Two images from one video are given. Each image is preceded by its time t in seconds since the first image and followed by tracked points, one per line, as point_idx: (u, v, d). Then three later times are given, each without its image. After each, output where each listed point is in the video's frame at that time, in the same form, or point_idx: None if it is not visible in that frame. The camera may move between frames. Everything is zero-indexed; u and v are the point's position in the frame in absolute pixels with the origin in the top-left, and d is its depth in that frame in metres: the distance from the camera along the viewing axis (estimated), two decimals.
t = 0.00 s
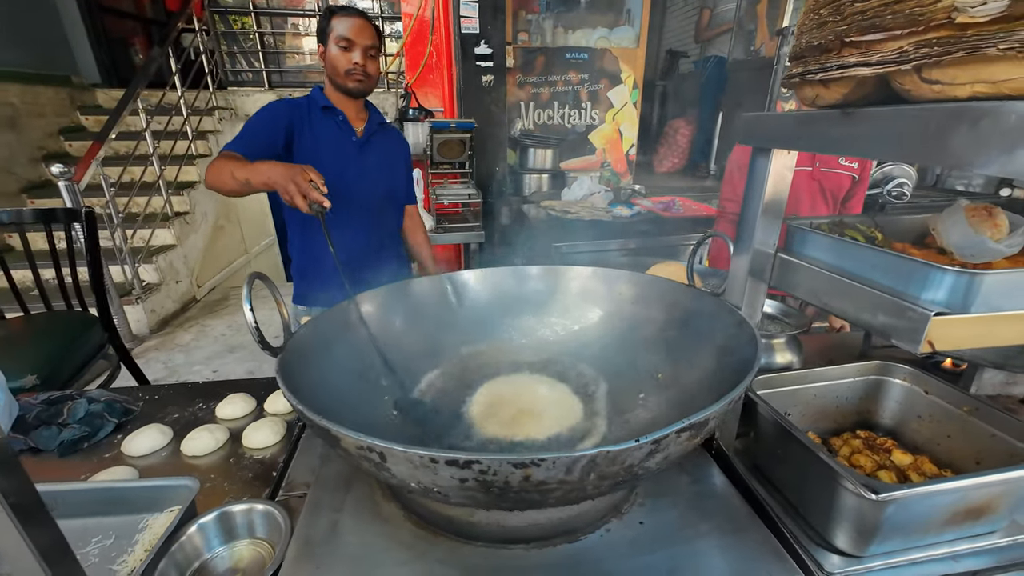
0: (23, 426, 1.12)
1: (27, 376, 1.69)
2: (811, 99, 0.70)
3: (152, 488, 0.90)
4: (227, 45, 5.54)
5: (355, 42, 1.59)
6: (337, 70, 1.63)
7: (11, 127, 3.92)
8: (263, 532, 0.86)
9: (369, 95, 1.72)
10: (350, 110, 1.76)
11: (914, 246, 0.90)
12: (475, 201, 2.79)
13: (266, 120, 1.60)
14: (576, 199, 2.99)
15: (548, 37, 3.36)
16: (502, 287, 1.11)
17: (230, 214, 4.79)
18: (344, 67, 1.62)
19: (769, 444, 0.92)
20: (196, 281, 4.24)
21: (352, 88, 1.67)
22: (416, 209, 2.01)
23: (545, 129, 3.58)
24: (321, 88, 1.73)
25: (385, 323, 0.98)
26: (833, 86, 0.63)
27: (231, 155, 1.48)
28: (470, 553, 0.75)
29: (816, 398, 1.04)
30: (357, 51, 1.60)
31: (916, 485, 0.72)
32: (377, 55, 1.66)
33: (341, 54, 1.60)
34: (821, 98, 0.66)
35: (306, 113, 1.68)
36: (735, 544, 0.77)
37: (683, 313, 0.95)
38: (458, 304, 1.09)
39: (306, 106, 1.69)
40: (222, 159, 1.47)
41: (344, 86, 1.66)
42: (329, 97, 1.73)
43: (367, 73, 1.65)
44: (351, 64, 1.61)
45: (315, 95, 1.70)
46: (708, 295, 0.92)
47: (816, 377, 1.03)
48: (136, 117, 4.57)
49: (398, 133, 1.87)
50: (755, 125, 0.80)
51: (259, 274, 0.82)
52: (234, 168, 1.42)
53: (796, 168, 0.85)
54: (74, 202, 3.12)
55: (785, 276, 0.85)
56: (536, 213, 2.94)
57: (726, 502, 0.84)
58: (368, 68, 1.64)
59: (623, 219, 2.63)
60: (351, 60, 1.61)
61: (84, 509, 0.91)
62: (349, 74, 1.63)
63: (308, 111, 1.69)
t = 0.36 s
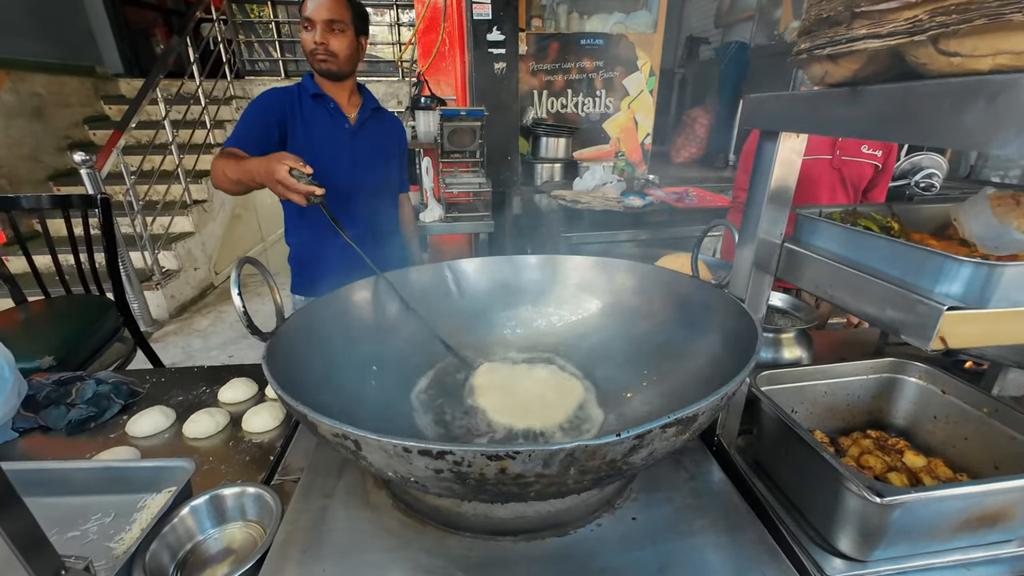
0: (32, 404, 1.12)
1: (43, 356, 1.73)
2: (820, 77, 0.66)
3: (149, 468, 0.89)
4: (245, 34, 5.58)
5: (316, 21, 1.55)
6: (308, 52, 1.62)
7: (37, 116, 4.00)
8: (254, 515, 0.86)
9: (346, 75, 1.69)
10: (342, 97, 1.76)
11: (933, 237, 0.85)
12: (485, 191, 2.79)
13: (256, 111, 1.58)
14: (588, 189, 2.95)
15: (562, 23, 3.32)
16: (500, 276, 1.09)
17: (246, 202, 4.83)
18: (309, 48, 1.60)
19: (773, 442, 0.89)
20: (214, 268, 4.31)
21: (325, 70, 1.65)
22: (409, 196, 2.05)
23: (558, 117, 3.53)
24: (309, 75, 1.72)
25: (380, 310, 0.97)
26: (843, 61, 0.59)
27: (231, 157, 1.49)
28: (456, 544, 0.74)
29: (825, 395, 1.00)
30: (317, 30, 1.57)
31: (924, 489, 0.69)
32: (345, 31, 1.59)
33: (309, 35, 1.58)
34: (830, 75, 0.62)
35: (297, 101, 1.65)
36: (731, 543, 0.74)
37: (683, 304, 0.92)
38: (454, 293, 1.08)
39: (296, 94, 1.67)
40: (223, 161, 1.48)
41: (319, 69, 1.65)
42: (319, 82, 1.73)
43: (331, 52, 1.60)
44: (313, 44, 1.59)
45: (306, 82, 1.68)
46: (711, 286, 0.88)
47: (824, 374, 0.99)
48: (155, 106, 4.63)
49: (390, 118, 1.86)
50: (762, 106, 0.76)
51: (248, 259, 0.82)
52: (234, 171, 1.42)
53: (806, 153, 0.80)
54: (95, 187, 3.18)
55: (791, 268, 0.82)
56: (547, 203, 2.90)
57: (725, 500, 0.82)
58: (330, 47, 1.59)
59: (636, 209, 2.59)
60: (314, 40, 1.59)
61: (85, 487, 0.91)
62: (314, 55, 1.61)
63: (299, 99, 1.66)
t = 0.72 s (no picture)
0: (43, 391, 1.12)
1: (58, 342, 1.74)
2: (859, 63, 0.61)
3: (153, 460, 0.88)
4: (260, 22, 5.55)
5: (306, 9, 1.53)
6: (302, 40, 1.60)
7: (57, 103, 4.03)
8: (258, 509, 0.85)
9: (342, 64, 1.65)
10: (343, 87, 1.72)
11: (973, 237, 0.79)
12: (497, 182, 2.78)
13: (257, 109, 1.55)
14: (602, 181, 2.89)
15: (579, 10, 3.20)
16: (511, 270, 1.07)
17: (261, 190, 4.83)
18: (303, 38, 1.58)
19: (793, 449, 0.85)
20: (228, 256, 4.33)
21: (318, 58, 1.62)
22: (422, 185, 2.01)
23: (573, 107, 3.46)
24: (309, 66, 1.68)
25: (387, 303, 0.96)
26: (889, 44, 0.54)
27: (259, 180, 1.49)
28: (460, 547, 0.72)
29: (849, 401, 0.96)
30: (309, 18, 1.54)
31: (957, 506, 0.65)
32: (334, 12, 1.54)
33: (301, 22, 1.56)
34: (872, 61, 0.58)
35: (298, 94, 1.61)
36: (747, 555, 0.71)
37: (701, 303, 0.89)
38: (463, 286, 1.05)
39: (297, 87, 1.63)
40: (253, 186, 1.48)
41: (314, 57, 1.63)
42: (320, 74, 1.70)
43: (326, 40, 1.57)
44: (307, 33, 1.57)
45: (305, 74, 1.64)
46: (732, 285, 0.84)
47: (849, 378, 0.95)
48: (171, 94, 4.64)
49: (395, 104, 1.82)
50: (794, 93, 0.71)
51: (253, 252, 0.81)
52: (268, 193, 1.42)
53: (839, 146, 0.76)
54: (113, 175, 3.21)
55: (819, 268, 0.78)
56: (560, 194, 2.85)
57: (741, 508, 0.78)
58: (322, 34, 1.56)
59: (651, 203, 2.53)
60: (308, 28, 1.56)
61: (91, 477, 0.90)
62: (310, 45, 1.60)
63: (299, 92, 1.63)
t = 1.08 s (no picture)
0: (44, 389, 1.09)
1: (62, 337, 1.71)
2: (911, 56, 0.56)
3: (157, 464, 0.85)
4: (265, 12, 5.49)
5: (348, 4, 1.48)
6: (333, 35, 1.55)
7: (61, 93, 4.00)
8: (263, 516, 0.82)
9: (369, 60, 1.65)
10: (355, 78, 1.67)
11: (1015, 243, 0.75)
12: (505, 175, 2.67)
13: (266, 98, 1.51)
14: (611, 176, 2.84)
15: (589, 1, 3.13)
16: (523, 270, 1.03)
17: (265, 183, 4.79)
18: (340, 33, 1.53)
19: (816, 460, 0.82)
20: (233, 249, 4.30)
21: (348, 55, 1.59)
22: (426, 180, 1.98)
23: (582, 101, 3.41)
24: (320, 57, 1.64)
25: (396, 303, 0.93)
26: (951, 34, 0.50)
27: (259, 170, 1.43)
28: (474, 561, 0.69)
29: (875, 409, 0.93)
30: (351, 15, 1.50)
31: (998, 528, 0.62)
32: (375, 13, 1.54)
33: (336, 18, 1.51)
34: (927, 53, 0.53)
35: (308, 85, 1.58)
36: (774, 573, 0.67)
37: (725, 307, 0.85)
38: (475, 286, 1.02)
39: (307, 77, 1.60)
40: (251, 176, 1.41)
41: (340, 53, 1.59)
42: (331, 65, 1.65)
43: (365, 38, 1.57)
44: (346, 29, 1.53)
45: (316, 65, 1.60)
46: (757, 289, 0.81)
47: (876, 387, 0.92)
48: (175, 85, 4.60)
49: (405, 100, 1.79)
50: (834, 87, 0.67)
51: (258, 250, 0.78)
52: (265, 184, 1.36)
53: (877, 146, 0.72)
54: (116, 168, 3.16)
55: (853, 274, 0.75)
56: (568, 189, 2.80)
57: (765, 523, 0.75)
58: (364, 32, 1.55)
59: (661, 199, 2.48)
60: (347, 25, 1.52)
61: (92, 480, 0.87)
62: (345, 40, 1.55)
63: (309, 84, 1.59)
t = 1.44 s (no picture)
0: (44, 398, 1.07)
1: (60, 341, 1.69)
2: (941, 63, 0.55)
3: (161, 476, 0.84)
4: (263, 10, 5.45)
5: (367, 6, 1.48)
6: (349, 36, 1.54)
7: (58, 92, 3.96)
8: (270, 529, 0.81)
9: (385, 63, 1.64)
10: (365, 78, 1.67)
11: None
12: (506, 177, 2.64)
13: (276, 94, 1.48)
14: (614, 177, 2.83)
15: None
16: (531, 275, 1.03)
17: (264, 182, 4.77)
18: (356, 34, 1.53)
19: (829, 470, 0.81)
20: (232, 249, 4.27)
21: (365, 57, 1.59)
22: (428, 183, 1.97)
23: (584, 100, 3.39)
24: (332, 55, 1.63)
25: (403, 310, 0.92)
26: (984, 43, 0.49)
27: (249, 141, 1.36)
28: None
29: (887, 418, 0.92)
30: (369, 17, 1.50)
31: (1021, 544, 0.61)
32: (392, 17, 1.54)
33: (353, 19, 1.50)
34: (959, 61, 0.52)
35: (319, 82, 1.56)
36: None
37: (740, 315, 0.85)
38: (483, 292, 1.01)
39: (319, 76, 1.58)
40: (239, 144, 1.33)
41: (356, 54, 1.58)
42: (343, 64, 1.64)
43: (382, 39, 1.56)
44: (363, 31, 1.52)
45: (328, 62, 1.59)
46: (771, 298, 0.80)
47: (890, 395, 0.91)
48: (173, 83, 4.57)
49: (412, 104, 1.78)
50: (855, 94, 0.66)
51: (265, 259, 0.76)
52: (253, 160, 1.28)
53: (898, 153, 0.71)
54: (113, 168, 3.13)
55: (870, 283, 0.74)
56: (570, 190, 2.79)
57: (781, 536, 0.74)
58: (381, 35, 1.55)
59: (664, 200, 2.47)
60: (363, 27, 1.52)
61: (95, 493, 0.86)
62: (362, 42, 1.55)
63: (321, 81, 1.57)
